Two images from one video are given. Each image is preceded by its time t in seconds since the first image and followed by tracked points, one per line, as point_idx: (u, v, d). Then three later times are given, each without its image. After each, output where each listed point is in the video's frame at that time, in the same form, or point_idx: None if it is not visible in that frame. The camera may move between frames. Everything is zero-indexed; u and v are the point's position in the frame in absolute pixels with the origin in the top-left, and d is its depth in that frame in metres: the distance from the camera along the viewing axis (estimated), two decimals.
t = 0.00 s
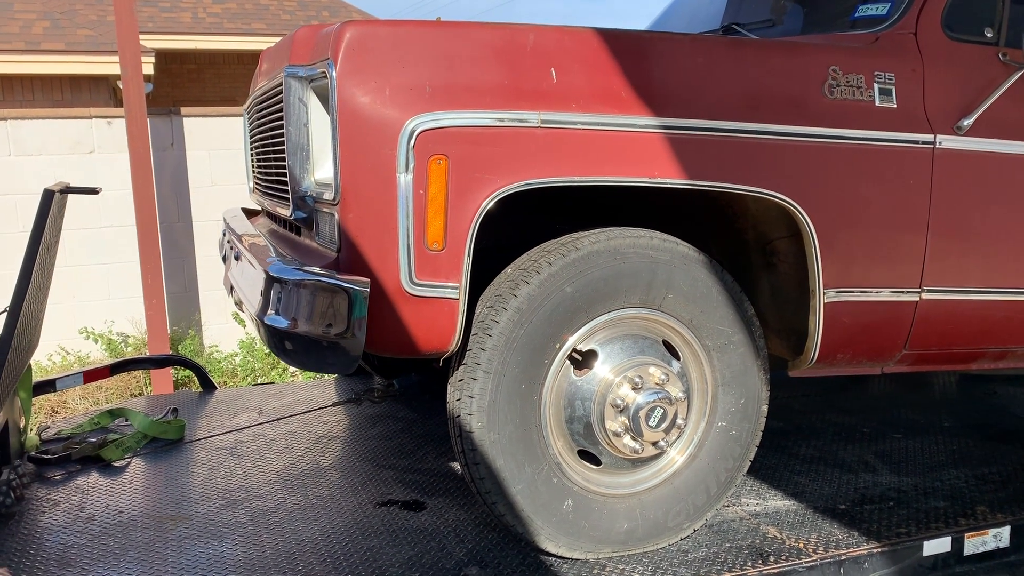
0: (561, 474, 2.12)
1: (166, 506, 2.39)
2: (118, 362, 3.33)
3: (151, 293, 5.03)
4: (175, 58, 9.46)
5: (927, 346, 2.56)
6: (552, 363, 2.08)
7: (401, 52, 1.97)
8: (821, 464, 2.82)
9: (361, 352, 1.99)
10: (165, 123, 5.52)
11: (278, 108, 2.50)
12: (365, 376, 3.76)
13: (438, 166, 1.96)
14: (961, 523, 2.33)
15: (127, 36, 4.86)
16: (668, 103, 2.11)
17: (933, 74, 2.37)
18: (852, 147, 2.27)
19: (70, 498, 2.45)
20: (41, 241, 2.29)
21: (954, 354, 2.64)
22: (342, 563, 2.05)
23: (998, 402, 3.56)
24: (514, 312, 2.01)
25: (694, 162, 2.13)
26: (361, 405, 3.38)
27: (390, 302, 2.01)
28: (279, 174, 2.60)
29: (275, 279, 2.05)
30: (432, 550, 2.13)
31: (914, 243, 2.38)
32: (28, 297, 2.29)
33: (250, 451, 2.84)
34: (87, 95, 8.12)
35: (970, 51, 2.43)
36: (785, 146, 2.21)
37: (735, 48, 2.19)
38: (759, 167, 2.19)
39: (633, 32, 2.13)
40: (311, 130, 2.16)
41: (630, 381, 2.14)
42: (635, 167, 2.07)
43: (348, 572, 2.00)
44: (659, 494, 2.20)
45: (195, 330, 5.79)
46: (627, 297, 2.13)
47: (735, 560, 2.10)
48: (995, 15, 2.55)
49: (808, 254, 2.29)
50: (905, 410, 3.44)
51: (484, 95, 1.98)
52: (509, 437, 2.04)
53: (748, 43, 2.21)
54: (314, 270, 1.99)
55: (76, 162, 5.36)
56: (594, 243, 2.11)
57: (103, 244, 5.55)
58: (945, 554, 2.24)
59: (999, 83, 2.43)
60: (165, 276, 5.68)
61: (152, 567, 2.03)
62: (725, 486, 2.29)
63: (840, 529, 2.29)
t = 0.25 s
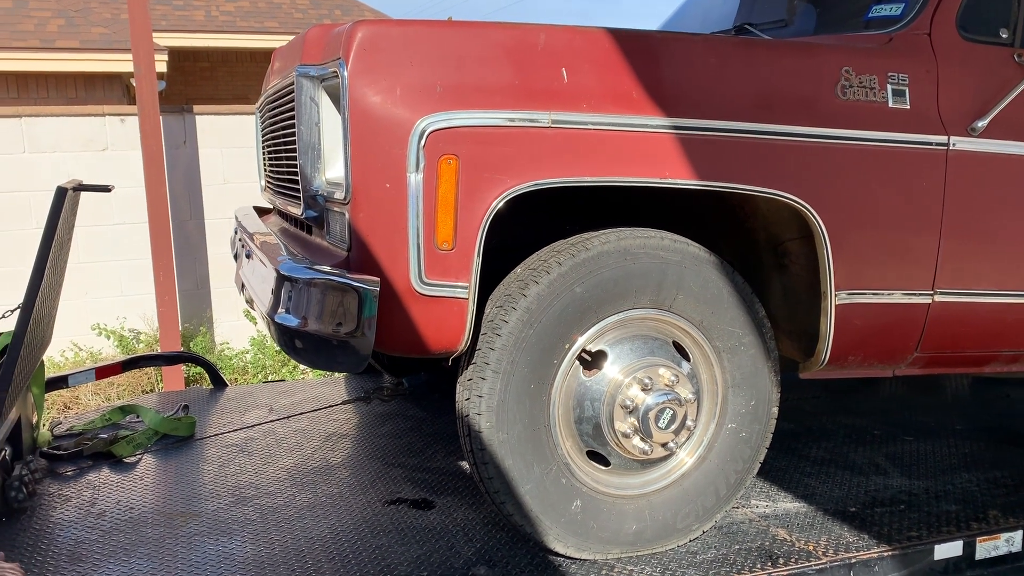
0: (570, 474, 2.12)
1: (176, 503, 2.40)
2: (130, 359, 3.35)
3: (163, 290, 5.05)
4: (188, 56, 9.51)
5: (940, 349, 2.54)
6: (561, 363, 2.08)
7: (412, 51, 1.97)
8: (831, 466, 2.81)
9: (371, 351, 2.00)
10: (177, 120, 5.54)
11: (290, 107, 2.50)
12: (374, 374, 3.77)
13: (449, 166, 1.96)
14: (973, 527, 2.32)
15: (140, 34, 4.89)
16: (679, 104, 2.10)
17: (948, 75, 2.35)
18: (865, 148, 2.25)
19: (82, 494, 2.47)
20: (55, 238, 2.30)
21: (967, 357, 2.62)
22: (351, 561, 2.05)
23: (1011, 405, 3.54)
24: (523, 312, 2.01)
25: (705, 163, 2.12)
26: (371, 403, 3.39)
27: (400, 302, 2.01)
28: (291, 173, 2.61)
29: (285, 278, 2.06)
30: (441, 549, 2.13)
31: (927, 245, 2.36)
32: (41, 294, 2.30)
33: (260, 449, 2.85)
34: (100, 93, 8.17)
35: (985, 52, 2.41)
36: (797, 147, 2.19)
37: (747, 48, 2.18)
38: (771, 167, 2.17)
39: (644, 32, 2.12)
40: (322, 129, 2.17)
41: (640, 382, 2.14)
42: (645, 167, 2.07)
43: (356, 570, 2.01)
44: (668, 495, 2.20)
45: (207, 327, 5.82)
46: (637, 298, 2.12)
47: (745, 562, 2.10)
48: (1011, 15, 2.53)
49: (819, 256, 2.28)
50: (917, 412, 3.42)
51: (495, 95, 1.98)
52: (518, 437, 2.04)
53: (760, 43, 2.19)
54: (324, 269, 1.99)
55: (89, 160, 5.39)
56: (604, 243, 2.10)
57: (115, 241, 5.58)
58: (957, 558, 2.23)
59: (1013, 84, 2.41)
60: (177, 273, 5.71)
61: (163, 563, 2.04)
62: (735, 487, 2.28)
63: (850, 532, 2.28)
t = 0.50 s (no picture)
0: (585, 472, 2.12)
1: (194, 498, 2.42)
2: (148, 355, 3.38)
3: (181, 288, 5.09)
4: (206, 55, 9.58)
5: (959, 349, 2.51)
6: (576, 361, 2.07)
7: (428, 49, 1.98)
8: (849, 467, 2.78)
9: (386, 348, 2.00)
10: (195, 119, 5.60)
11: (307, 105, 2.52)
12: (390, 371, 3.78)
13: (465, 164, 1.96)
14: (992, 529, 2.29)
15: (159, 34, 4.93)
16: (696, 101, 2.09)
17: (969, 72, 2.33)
18: (884, 145, 2.23)
19: (100, 489, 2.49)
20: (75, 235, 2.33)
21: (987, 358, 2.59)
22: (366, 557, 2.06)
23: None
24: (538, 310, 2.01)
25: (722, 161, 2.11)
26: (386, 400, 3.40)
27: (416, 299, 2.02)
28: (308, 171, 2.62)
29: (302, 275, 2.07)
30: (455, 546, 2.14)
31: (947, 244, 2.34)
32: (60, 290, 2.32)
33: (276, 445, 2.87)
34: (120, 92, 8.25)
35: (1007, 49, 2.38)
36: (815, 144, 2.18)
37: (765, 45, 2.16)
38: (789, 165, 2.16)
39: (661, 29, 2.11)
40: (339, 127, 2.17)
41: (656, 380, 2.12)
42: (662, 165, 2.06)
43: (372, 566, 2.02)
44: (684, 494, 2.19)
45: (224, 324, 5.86)
46: (653, 296, 2.12)
47: (760, 562, 2.09)
48: None
49: (837, 254, 2.26)
50: (936, 413, 3.39)
51: (510, 92, 1.98)
52: (533, 435, 2.04)
53: (778, 40, 2.18)
54: (340, 267, 2.00)
55: (109, 158, 5.45)
56: (620, 242, 2.10)
57: (134, 239, 5.63)
58: (976, 560, 2.20)
59: None
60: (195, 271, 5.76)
61: (180, 558, 2.06)
62: (751, 487, 2.26)
63: (867, 533, 2.26)
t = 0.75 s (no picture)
0: (599, 472, 2.12)
1: (210, 496, 2.44)
2: (165, 354, 3.41)
3: (197, 286, 5.12)
4: (221, 55, 9.63)
5: (977, 349, 2.49)
6: (590, 361, 2.07)
7: (443, 49, 1.98)
8: (864, 467, 2.77)
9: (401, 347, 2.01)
10: (211, 119, 5.63)
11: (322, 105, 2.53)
12: (404, 370, 3.79)
13: (479, 163, 1.97)
14: (1010, 530, 2.27)
15: (175, 33, 4.96)
16: (711, 100, 2.08)
17: (987, 70, 2.30)
18: (901, 144, 2.22)
19: (118, 486, 2.52)
20: (92, 234, 2.34)
21: (1005, 358, 2.57)
22: (381, 555, 2.07)
23: None
24: (552, 310, 2.01)
25: (736, 160, 2.10)
26: (400, 399, 3.41)
27: (430, 299, 2.02)
28: (323, 171, 2.63)
29: (318, 274, 2.08)
30: (470, 545, 2.14)
31: (964, 243, 2.32)
32: (78, 289, 2.34)
33: (291, 443, 2.89)
34: (137, 92, 8.30)
35: None
36: (831, 143, 2.16)
37: (781, 43, 2.15)
38: (804, 164, 2.15)
39: (676, 28, 2.10)
40: (354, 127, 2.18)
41: (670, 380, 2.12)
42: (676, 164, 2.05)
43: (386, 564, 2.02)
44: (698, 494, 2.18)
45: (239, 322, 5.90)
46: (668, 296, 2.11)
47: (775, 563, 2.08)
48: None
49: (853, 254, 2.25)
50: (953, 413, 3.36)
51: (525, 92, 1.98)
52: (547, 434, 2.04)
53: (794, 38, 2.17)
54: (355, 266, 2.01)
55: (125, 157, 5.49)
56: (634, 241, 2.09)
57: (150, 238, 5.67)
58: (993, 561, 2.19)
59: None
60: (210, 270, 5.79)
61: (196, 555, 2.07)
62: (766, 487, 2.25)
63: (883, 534, 2.25)
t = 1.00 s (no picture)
0: (610, 471, 2.11)
1: (222, 494, 2.46)
2: (178, 353, 3.43)
3: (209, 285, 5.15)
4: (234, 55, 9.68)
5: (992, 348, 2.47)
6: (602, 360, 2.07)
7: (454, 48, 1.98)
8: (877, 467, 2.75)
9: (413, 346, 2.01)
10: (223, 119, 5.66)
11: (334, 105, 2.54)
12: (415, 369, 3.80)
13: (491, 162, 1.97)
14: None
15: (187, 34, 4.98)
16: (724, 98, 2.07)
17: (1002, 67, 2.28)
18: (915, 142, 2.20)
19: (131, 485, 2.53)
20: (106, 234, 2.36)
21: (1020, 357, 2.54)
22: (392, 554, 2.07)
23: None
24: (564, 309, 2.01)
25: (749, 158, 2.09)
26: (412, 398, 3.42)
27: (441, 298, 2.02)
28: (335, 170, 2.64)
29: (330, 274, 2.08)
30: (481, 544, 2.14)
31: (978, 241, 2.30)
32: (92, 289, 2.35)
33: (303, 442, 2.90)
34: (150, 92, 8.34)
35: None
36: (844, 141, 2.15)
37: (793, 41, 2.14)
38: (817, 162, 2.13)
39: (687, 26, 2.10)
40: (366, 126, 2.19)
41: (682, 380, 2.11)
42: (688, 163, 2.05)
43: (398, 563, 2.03)
44: (710, 494, 2.18)
45: (251, 321, 5.93)
46: (680, 295, 2.11)
47: (787, 563, 2.07)
48: None
49: (866, 253, 2.23)
50: (967, 413, 3.34)
51: (536, 91, 1.98)
52: (558, 432, 2.04)
53: (806, 35, 2.16)
54: (367, 265, 2.01)
55: (139, 157, 5.52)
56: (647, 239, 2.09)
57: (163, 237, 5.71)
58: (1008, 562, 2.17)
59: None
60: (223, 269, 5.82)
61: (209, 554, 2.08)
62: (778, 487, 2.25)
63: (896, 534, 2.23)
